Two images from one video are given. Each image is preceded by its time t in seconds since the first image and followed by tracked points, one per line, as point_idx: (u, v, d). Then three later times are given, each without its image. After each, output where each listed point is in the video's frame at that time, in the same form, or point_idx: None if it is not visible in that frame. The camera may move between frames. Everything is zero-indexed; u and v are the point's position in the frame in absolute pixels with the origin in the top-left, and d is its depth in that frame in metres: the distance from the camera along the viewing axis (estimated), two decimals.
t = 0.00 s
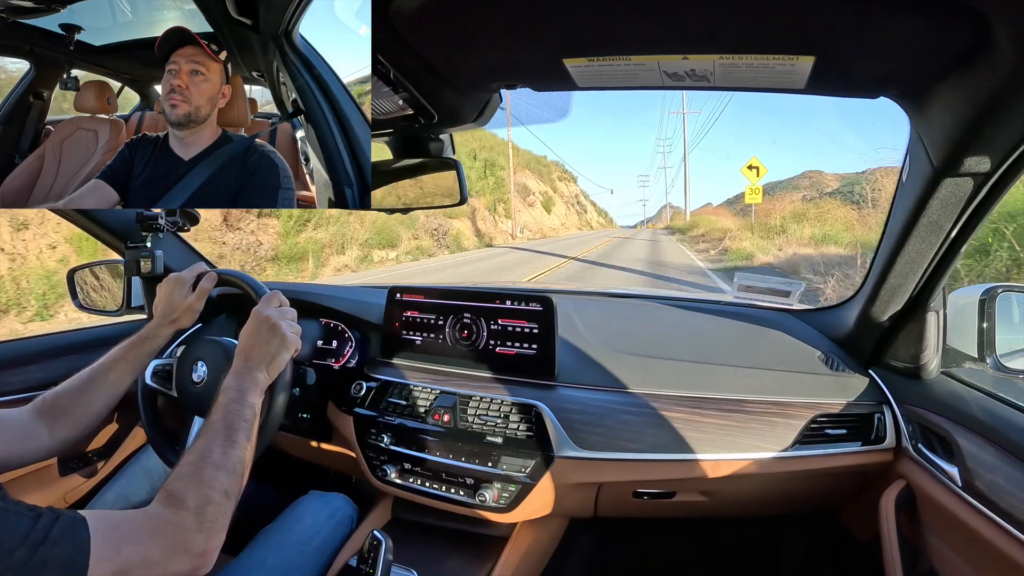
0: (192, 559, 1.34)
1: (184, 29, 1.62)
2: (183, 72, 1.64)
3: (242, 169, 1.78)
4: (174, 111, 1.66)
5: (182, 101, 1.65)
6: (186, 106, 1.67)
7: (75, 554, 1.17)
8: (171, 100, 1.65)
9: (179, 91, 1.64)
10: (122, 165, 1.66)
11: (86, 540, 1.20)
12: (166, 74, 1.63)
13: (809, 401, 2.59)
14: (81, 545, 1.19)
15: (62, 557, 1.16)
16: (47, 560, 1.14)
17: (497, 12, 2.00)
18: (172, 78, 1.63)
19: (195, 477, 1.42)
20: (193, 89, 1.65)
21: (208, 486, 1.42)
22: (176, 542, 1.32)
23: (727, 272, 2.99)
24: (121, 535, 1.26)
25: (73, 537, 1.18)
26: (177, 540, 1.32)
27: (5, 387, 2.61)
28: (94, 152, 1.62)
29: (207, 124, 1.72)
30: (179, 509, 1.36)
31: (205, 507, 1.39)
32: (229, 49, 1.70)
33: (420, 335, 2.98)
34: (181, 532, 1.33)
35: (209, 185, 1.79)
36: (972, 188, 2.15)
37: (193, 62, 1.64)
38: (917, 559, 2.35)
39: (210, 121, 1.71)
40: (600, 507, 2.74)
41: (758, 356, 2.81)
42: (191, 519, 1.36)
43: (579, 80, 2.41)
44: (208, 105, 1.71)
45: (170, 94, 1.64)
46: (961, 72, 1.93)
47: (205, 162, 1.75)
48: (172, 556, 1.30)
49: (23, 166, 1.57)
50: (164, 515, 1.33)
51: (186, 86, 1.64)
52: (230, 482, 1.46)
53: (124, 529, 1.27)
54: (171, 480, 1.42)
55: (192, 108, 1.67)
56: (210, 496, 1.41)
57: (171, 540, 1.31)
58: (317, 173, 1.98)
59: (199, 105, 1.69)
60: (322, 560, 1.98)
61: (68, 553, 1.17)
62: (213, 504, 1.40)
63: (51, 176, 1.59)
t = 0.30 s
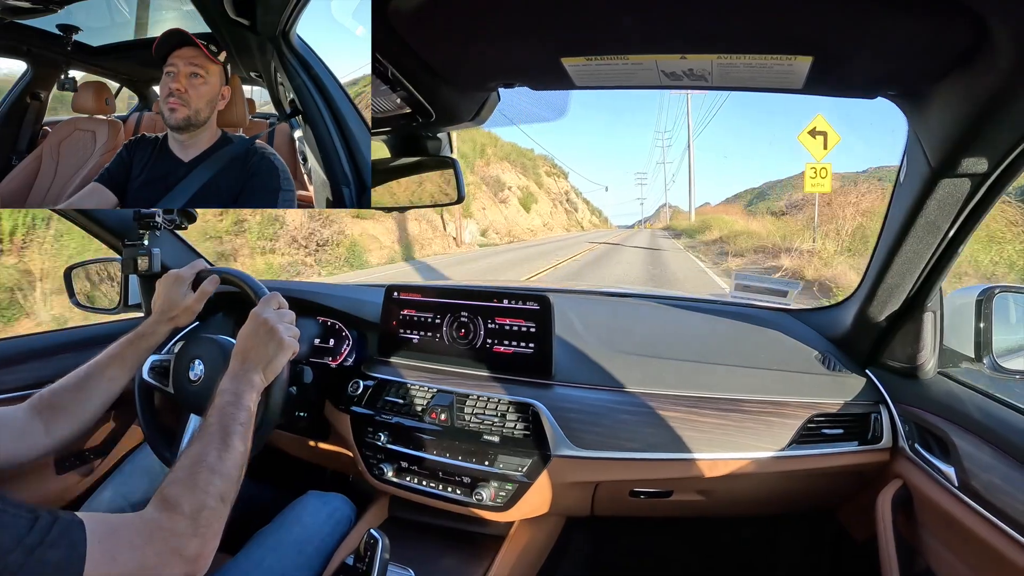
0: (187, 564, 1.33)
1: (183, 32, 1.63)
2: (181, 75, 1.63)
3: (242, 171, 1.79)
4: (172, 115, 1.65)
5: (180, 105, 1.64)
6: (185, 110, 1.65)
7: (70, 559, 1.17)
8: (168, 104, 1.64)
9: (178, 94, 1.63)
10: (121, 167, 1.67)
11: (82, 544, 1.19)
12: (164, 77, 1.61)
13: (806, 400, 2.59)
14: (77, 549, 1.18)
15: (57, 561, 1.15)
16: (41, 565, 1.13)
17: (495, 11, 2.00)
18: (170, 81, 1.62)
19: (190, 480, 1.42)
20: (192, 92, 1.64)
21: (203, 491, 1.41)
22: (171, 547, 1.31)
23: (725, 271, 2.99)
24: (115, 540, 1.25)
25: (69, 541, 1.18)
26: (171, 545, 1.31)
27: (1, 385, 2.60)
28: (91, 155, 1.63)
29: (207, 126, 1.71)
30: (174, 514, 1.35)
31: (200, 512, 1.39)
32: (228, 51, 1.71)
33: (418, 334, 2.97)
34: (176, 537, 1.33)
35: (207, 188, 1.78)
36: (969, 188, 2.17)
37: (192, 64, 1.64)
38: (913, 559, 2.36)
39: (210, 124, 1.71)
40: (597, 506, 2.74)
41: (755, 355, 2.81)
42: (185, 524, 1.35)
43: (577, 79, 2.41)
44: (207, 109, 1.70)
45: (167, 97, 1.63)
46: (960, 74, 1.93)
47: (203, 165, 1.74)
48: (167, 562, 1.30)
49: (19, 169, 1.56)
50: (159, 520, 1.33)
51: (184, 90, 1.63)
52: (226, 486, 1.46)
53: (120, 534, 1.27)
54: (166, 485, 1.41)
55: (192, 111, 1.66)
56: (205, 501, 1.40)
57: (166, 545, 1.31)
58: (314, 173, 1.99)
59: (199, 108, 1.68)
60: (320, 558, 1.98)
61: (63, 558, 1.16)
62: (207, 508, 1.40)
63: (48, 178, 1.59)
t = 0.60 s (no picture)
0: (185, 563, 1.33)
1: (172, 34, 1.64)
2: (177, 77, 1.65)
3: (243, 171, 1.79)
4: (173, 125, 1.67)
5: (178, 111, 1.66)
6: (185, 115, 1.67)
7: (68, 555, 1.17)
8: (166, 109, 1.66)
9: (175, 100, 1.65)
10: (121, 166, 1.66)
11: (79, 538, 1.20)
12: (161, 81, 1.63)
13: (806, 399, 2.59)
14: (75, 545, 1.18)
15: (55, 557, 1.15)
16: (38, 560, 1.13)
17: (496, 10, 2.00)
18: (167, 85, 1.64)
19: (189, 479, 1.42)
20: (189, 95, 1.66)
21: (202, 489, 1.41)
22: (169, 545, 1.31)
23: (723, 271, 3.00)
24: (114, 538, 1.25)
25: (66, 537, 1.18)
26: (170, 544, 1.31)
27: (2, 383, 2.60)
28: (91, 154, 1.63)
29: (207, 127, 1.71)
30: (173, 512, 1.35)
31: (199, 510, 1.39)
32: (224, 48, 1.71)
33: (417, 332, 2.97)
34: (175, 535, 1.33)
35: (206, 189, 1.78)
36: (969, 188, 2.17)
37: (187, 66, 1.66)
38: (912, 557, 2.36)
39: (209, 125, 1.71)
40: (596, 504, 2.74)
41: (755, 355, 2.81)
42: (184, 523, 1.35)
43: (577, 78, 2.42)
44: (207, 110, 1.70)
45: (166, 104, 1.65)
46: (959, 74, 1.93)
47: (202, 165, 1.73)
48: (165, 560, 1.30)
49: (19, 169, 1.58)
50: (157, 518, 1.33)
51: (181, 93, 1.65)
52: (224, 485, 1.46)
53: (118, 529, 1.27)
54: (166, 483, 1.41)
55: (190, 115, 1.67)
56: (204, 500, 1.40)
57: (164, 543, 1.31)
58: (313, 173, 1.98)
59: (198, 111, 1.69)
60: (319, 556, 1.99)
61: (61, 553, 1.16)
62: (206, 507, 1.40)
63: (47, 178, 1.60)
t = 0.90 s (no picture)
0: (187, 558, 1.33)
1: (173, 33, 1.65)
2: (177, 75, 1.65)
3: (243, 170, 1.78)
4: (172, 117, 1.66)
5: (177, 106, 1.65)
6: (184, 111, 1.66)
7: (68, 553, 1.17)
8: (166, 104, 1.65)
9: (176, 96, 1.65)
10: (120, 165, 1.67)
11: (79, 538, 1.19)
12: (161, 78, 1.64)
13: (806, 399, 2.59)
14: (75, 544, 1.18)
15: (55, 554, 1.15)
16: (38, 558, 1.13)
17: (495, 11, 2.00)
18: (167, 82, 1.64)
19: (189, 475, 1.41)
20: (189, 92, 1.66)
21: (202, 484, 1.41)
22: (170, 540, 1.31)
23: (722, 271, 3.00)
24: (114, 532, 1.25)
25: (66, 533, 1.18)
26: (171, 539, 1.31)
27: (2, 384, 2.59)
28: (90, 153, 1.64)
29: (206, 125, 1.72)
30: (173, 508, 1.35)
31: (200, 505, 1.39)
32: (223, 49, 1.71)
33: (417, 332, 2.97)
34: (176, 531, 1.32)
35: (202, 191, 1.76)
36: (969, 187, 2.17)
37: (187, 63, 1.66)
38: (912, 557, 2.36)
39: (209, 123, 1.72)
40: (596, 504, 2.74)
41: (755, 354, 2.81)
42: (186, 518, 1.35)
43: (576, 78, 2.42)
44: (206, 107, 1.71)
45: (166, 99, 1.65)
46: (958, 73, 1.93)
47: (201, 165, 1.72)
48: (166, 557, 1.29)
49: (18, 169, 1.57)
50: (158, 513, 1.33)
51: (181, 90, 1.65)
52: (225, 480, 1.46)
53: (118, 527, 1.27)
54: (165, 479, 1.41)
55: (190, 112, 1.67)
56: (205, 494, 1.40)
57: (165, 537, 1.31)
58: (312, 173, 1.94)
59: (196, 108, 1.68)
60: (318, 557, 1.98)
61: (61, 552, 1.16)
62: (207, 501, 1.40)
63: (46, 177, 1.60)
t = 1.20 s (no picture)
0: (176, 551, 1.33)
1: (179, 32, 1.64)
2: (180, 74, 1.64)
3: (244, 170, 1.83)
4: (172, 117, 1.66)
5: (179, 106, 1.66)
6: (185, 111, 1.67)
7: (57, 544, 1.16)
8: (167, 104, 1.65)
9: (178, 95, 1.65)
10: (120, 166, 1.68)
11: (67, 526, 1.19)
12: (163, 78, 1.64)
13: (802, 404, 2.59)
14: (64, 532, 1.17)
15: (43, 545, 1.14)
16: (26, 549, 1.12)
17: (495, 10, 1.99)
18: (169, 82, 1.64)
19: (180, 467, 1.41)
20: (191, 92, 1.66)
21: (193, 477, 1.40)
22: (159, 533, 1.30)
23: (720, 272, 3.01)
24: (104, 523, 1.25)
25: (55, 523, 1.17)
26: (161, 532, 1.30)
27: None
28: (89, 155, 1.65)
29: (207, 125, 1.73)
30: (164, 499, 1.34)
31: (192, 497, 1.38)
32: (224, 51, 1.69)
33: (414, 330, 2.97)
34: (166, 523, 1.32)
35: (203, 192, 1.81)
36: (968, 196, 2.17)
37: (189, 64, 1.65)
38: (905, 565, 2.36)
39: (209, 124, 1.73)
40: (590, 505, 2.74)
41: (751, 358, 2.82)
42: (176, 510, 1.35)
43: (578, 79, 2.41)
44: (207, 109, 1.71)
45: (168, 99, 1.65)
46: (959, 81, 1.94)
47: (202, 167, 1.76)
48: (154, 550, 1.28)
49: (17, 173, 1.56)
50: (148, 505, 1.32)
51: (183, 90, 1.65)
52: (217, 473, 1.45)
53: (108, 518, 1.26)
54: (156, 470, 1.40)
55: (191, 112, 1.67)
56: (196, 485, 1.40)
57: (155, 529, 1.30)
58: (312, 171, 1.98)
59: (199, 108, 1.69)
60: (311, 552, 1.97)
61: (50, 540, 1.15)
62: (198, 494, 1.39)
63: (46, 181, 1.60)
